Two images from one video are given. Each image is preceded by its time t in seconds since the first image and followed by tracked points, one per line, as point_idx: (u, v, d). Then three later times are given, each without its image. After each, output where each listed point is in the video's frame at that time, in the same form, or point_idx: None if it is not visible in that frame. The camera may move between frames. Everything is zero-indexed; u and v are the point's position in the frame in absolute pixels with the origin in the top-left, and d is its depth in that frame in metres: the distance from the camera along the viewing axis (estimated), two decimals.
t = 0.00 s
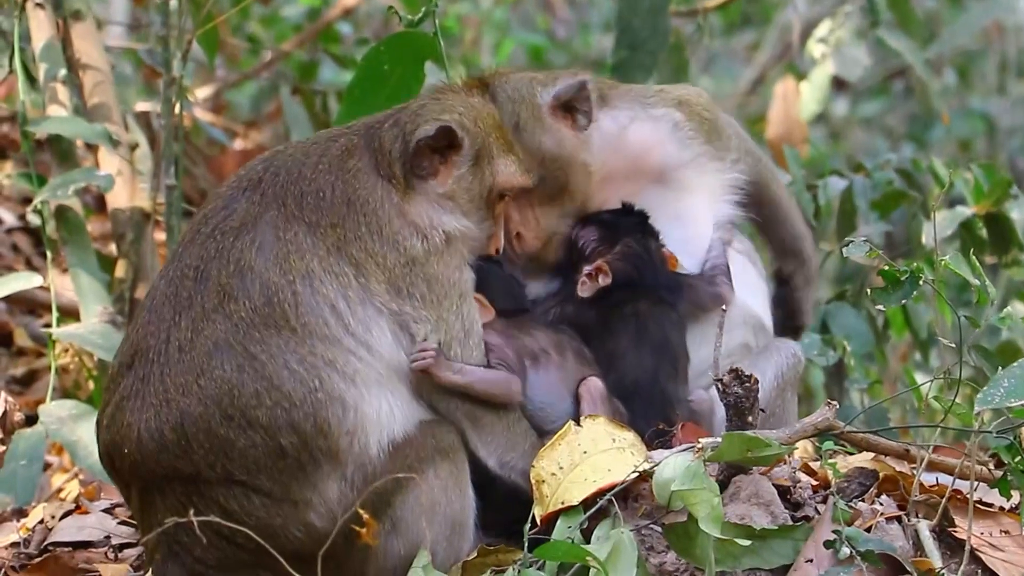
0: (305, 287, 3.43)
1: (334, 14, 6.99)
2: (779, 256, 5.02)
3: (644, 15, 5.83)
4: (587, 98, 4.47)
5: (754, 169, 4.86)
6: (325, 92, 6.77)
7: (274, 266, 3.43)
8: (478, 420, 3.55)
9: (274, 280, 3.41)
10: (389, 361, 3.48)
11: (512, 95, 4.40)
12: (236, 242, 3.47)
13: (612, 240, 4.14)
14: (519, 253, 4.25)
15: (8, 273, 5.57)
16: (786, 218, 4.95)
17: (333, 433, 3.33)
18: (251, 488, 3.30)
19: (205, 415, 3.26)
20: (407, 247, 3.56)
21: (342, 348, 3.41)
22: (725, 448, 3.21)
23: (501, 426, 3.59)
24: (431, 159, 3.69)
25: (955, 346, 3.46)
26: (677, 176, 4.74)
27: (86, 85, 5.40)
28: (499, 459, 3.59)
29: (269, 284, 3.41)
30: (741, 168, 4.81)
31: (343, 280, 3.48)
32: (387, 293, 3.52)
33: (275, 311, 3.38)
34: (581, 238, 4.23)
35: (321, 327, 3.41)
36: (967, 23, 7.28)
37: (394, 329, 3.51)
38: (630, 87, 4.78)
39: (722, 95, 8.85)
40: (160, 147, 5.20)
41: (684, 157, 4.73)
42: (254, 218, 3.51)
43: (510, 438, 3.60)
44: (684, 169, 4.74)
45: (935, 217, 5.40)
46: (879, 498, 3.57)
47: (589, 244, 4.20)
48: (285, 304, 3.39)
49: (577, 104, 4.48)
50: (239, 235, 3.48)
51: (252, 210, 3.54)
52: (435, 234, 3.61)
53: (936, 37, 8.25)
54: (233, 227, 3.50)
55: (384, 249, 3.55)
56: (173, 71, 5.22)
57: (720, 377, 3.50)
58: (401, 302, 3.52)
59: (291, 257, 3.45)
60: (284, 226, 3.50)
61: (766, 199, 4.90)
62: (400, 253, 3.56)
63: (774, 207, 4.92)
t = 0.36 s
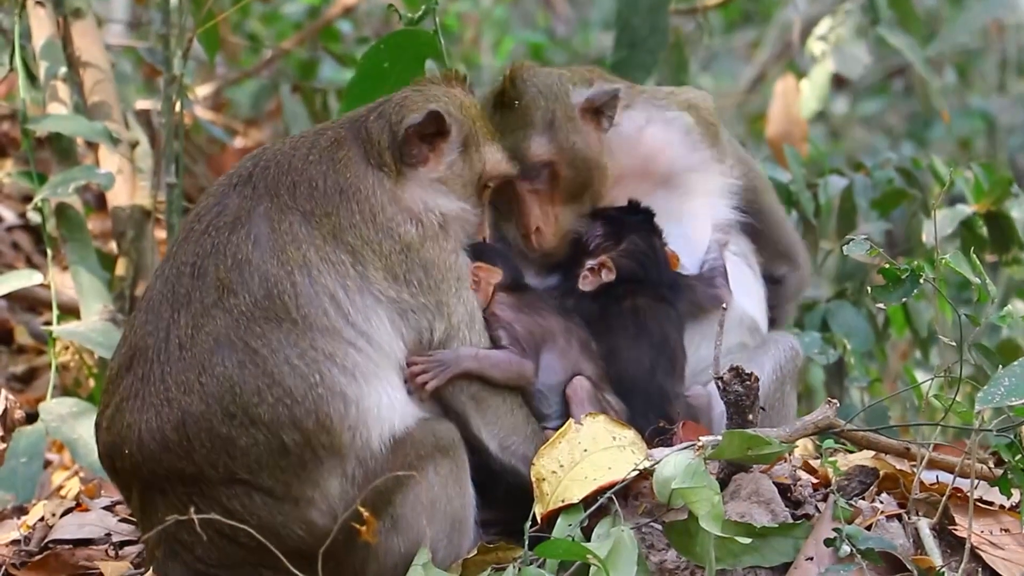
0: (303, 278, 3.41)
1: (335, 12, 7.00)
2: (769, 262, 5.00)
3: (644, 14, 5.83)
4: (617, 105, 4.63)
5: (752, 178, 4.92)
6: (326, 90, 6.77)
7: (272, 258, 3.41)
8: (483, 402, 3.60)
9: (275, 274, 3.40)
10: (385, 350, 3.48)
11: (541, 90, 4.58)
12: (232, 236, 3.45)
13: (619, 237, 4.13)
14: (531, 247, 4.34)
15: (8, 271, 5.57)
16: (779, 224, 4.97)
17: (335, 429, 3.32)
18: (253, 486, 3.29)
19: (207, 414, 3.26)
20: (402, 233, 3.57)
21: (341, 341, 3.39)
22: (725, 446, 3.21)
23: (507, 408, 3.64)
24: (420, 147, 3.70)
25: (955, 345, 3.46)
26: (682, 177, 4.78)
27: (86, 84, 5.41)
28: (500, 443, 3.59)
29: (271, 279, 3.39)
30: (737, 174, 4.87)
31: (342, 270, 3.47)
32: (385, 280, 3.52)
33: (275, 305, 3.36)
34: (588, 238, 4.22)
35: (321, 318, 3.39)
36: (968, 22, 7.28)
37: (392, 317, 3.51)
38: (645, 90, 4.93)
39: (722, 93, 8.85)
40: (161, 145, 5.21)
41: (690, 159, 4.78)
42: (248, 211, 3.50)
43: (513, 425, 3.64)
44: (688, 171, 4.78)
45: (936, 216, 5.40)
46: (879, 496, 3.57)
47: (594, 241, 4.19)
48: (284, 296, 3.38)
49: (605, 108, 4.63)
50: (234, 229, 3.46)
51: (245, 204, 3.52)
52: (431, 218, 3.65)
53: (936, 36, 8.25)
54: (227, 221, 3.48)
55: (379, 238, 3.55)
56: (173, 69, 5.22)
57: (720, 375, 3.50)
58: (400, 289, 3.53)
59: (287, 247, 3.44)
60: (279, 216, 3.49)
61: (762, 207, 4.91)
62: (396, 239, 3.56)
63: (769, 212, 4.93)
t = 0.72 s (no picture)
0: (300, 273, 3.40)
1: (336, 10, 7.00)
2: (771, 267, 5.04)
3: (646, 13, 5.82)
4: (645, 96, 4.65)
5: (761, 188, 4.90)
6: (328, 88, 6.77)
7: (271, 252, 3.41)
8: (481, 413, 3.61)
9: (270, 269, 3.38)
10: (383, 354, 3.46)
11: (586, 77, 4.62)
12: (234, 229, 3.45)
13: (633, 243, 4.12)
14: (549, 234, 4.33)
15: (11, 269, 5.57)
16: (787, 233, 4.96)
17: (330, 426, 3.30)
18: (250, 483, 3.28)
19: (203, 409, 3.25)
20: (405, 233, 3.58)
21: (335, 337, 3.37)
22: (728, 446, 3.20)
23: (506, 419, 3.67)
24: (443, 164, 3.75)
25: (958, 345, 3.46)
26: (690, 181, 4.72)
27: (89, 82, 5.41)
28: (499, 452, 3.62)
29: (267, 273, 3.38)
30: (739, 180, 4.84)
31: (338, 266, 3.45)
32: (383, 280, 3.50)
33: (270, 298, 3.35)
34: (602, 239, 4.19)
35: (316, 314, 3.37)
36: (970, 21, 7.28)
37: (387, 317, 3.48)
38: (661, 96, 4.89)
39: (724, 92, 8.84)
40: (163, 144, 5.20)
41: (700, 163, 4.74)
42: (252, 204, 3.50)
43: (512, 431, 3.66)
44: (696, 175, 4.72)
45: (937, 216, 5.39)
46: (882, 496, 3.58)
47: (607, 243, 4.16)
48: (281, 291, 3.37)
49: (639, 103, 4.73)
50: (237, 221, 3.46)
51: (251, 196, 3.53)
52: (434, 222, 3.66)
53: (938, 35, 8.25)
54: (231, 213, 3.49)
55: (379, 234, 3.55)
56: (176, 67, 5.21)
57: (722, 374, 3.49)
58: (397, 290, 3.51)
59: (286, 241, 3.43)
60: (282, 209, 3.49)
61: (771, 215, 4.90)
62: (399, 237, 3.56)
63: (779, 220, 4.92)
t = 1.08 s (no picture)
0: (305, 273, 3.40)
1: (337, 9, 7.00)
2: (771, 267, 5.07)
3: (647, 13, 5.82)
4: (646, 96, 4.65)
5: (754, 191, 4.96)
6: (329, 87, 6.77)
7: (276, 251, 3.40)
8: (480, 415, 3.60)
9: (276, 268, 3.39)
10: (388, 351, 3.46)
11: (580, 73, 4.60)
12: (239, 228, 3.45)
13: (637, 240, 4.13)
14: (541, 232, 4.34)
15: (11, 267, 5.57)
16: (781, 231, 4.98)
17: (334, 426, 3.30)
18: (253, 483, 3.28)
19: (207, 408, 3.24)
20: (409, 232, 3.57)
21: (340, 337, 3.37)
22: (729, 446, 3.20)
23: (506, 419, 3.66)
24: (450, 165, 3.75)
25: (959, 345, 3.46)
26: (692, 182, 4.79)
27: (90, 81, 5.40)
28: (499, 454, 3.63)
29: (273, 272, 3.38)
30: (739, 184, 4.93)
31: (343, 266, 3.45)
32: (387, 279, 3.50)
33: (275, 297, 3.35)
34: (605, 236, 4.18)
35: (320, 314, 3.37)
36: (970, 21, 7.28)
37: (391, 316, 3.48)
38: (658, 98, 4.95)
39: (725, 91, 8.84)
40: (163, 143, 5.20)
41: (700, 164, 4.80)
42: (258, 202, 3.50)
43: (513, 432, 3.66)
44: (695, 175, 4.79)
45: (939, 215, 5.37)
46: (883, 495, 3.58)
47: (612, 241, 4.16)
48: (285, 290, 3.36)
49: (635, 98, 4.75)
50: (242, 220, 3.46)
51: (256, 194, 3.52)
52: (438, 222, 3.66)
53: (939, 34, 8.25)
54: (237, 211, 3.49)
55: (384, 233, 3.54)
56: (177, 66, 5.21)
57: (723, 373, 3.48)
58: (400, 290, 3.51)
59: (292, 240, 3.43)
60: (287, 208, 3.49)
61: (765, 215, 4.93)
62: (403, 236, 3.56)
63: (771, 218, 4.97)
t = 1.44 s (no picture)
0: (305, 273, 3.40)
1: (338, 9, 7.00)
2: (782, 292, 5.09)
3: (649, 12, 5.82)
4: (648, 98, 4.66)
5: (766, 209, 4.96)
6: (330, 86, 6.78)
7: (277, 251, 3.41)
8: (478, 416, 3.59)
9: (276, 267, 3.39)
10: (388, 351, 3.45)
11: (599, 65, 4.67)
12: (239, 227, 3.45)
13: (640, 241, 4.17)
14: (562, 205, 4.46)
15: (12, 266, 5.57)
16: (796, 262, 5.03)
17: (333, 426, 3.31)
18: (253, 482, 3.28)
19: (206, 408, 3.25)
20: (410, 232, 3.57)
21: (340, 337, 3.38)
22: (729, 445, 3.20)
23: (505, 420, 3.65)
24: (458, 173, 3.75)
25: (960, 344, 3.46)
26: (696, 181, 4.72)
27: (91, 79, 5.41)
28: (497, 455, 3.63)
29: (273, 272, 3.38)
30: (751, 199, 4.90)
31: (343, 266, 3.45)
32: (387, 279, 3.49)
33: (275, 297, 3.35)
34: (605, 237, 4.24)
35: (320, 314, 3.37)
36: (971, 21, 7.28)
37: (391, 317, 3.47)
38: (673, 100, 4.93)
39: (726, 91, 8.84)
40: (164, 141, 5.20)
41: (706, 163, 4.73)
42: (258, 202, 3.50)
43: (512, 432, 3.66)
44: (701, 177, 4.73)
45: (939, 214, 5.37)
46: (883, 495, 3.59)
47: (613, 243, 4.21)
48: (285, 290, 3.37)
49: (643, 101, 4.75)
50: (242, 219, 3.46)
51: (256, 194, 3.53)
52: (439, 222, 3.66)
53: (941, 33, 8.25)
54: (237, 211, 3.49)
55: (384, 232, 3.54)
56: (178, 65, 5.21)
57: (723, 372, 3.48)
58: (400, 290, 3.50)
59: (292, 240, 3.43)
60: (288, 208, 3.49)
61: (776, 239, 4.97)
62: (403, 236, 3.55)
63: (780, 243, 4.98)
